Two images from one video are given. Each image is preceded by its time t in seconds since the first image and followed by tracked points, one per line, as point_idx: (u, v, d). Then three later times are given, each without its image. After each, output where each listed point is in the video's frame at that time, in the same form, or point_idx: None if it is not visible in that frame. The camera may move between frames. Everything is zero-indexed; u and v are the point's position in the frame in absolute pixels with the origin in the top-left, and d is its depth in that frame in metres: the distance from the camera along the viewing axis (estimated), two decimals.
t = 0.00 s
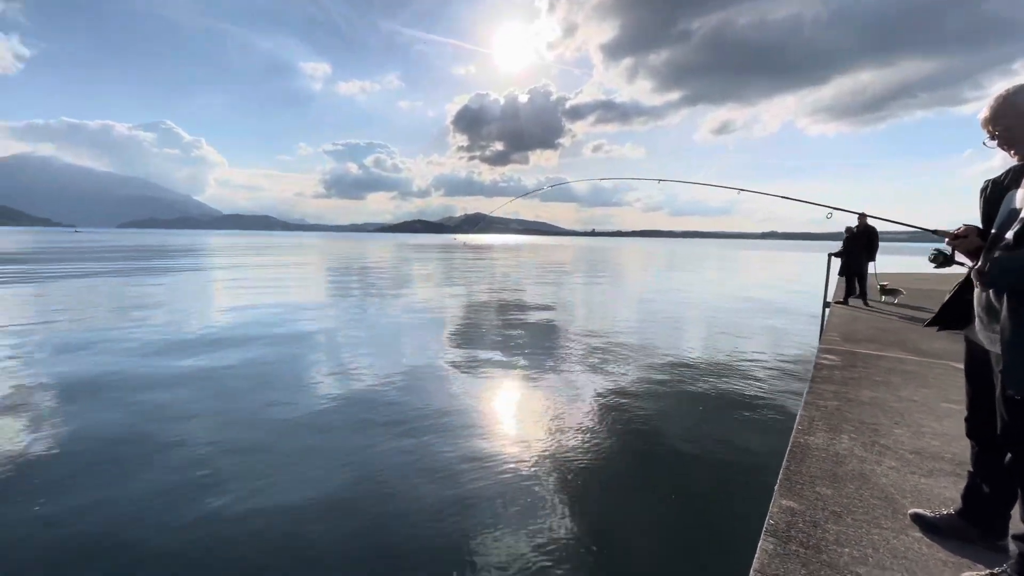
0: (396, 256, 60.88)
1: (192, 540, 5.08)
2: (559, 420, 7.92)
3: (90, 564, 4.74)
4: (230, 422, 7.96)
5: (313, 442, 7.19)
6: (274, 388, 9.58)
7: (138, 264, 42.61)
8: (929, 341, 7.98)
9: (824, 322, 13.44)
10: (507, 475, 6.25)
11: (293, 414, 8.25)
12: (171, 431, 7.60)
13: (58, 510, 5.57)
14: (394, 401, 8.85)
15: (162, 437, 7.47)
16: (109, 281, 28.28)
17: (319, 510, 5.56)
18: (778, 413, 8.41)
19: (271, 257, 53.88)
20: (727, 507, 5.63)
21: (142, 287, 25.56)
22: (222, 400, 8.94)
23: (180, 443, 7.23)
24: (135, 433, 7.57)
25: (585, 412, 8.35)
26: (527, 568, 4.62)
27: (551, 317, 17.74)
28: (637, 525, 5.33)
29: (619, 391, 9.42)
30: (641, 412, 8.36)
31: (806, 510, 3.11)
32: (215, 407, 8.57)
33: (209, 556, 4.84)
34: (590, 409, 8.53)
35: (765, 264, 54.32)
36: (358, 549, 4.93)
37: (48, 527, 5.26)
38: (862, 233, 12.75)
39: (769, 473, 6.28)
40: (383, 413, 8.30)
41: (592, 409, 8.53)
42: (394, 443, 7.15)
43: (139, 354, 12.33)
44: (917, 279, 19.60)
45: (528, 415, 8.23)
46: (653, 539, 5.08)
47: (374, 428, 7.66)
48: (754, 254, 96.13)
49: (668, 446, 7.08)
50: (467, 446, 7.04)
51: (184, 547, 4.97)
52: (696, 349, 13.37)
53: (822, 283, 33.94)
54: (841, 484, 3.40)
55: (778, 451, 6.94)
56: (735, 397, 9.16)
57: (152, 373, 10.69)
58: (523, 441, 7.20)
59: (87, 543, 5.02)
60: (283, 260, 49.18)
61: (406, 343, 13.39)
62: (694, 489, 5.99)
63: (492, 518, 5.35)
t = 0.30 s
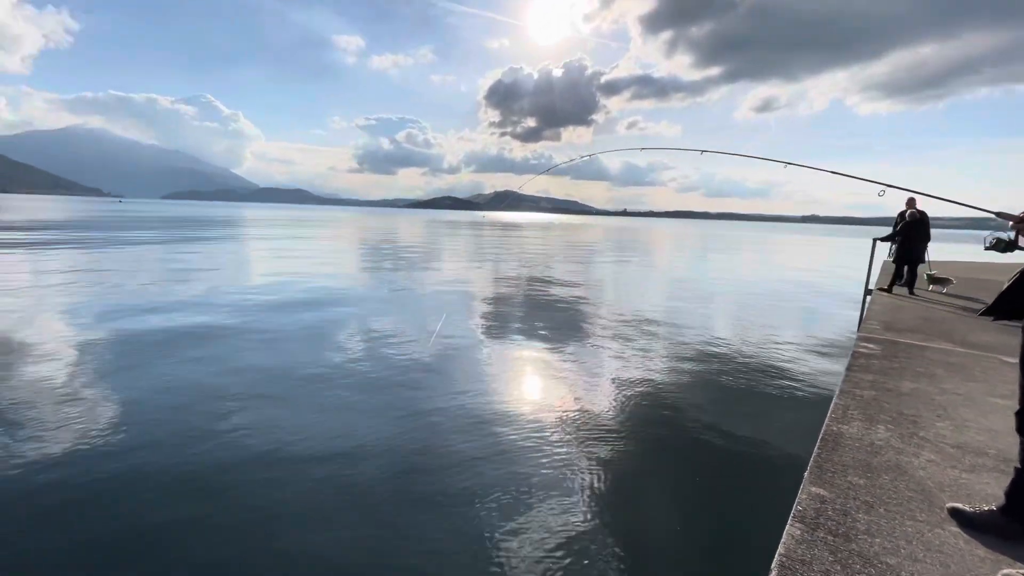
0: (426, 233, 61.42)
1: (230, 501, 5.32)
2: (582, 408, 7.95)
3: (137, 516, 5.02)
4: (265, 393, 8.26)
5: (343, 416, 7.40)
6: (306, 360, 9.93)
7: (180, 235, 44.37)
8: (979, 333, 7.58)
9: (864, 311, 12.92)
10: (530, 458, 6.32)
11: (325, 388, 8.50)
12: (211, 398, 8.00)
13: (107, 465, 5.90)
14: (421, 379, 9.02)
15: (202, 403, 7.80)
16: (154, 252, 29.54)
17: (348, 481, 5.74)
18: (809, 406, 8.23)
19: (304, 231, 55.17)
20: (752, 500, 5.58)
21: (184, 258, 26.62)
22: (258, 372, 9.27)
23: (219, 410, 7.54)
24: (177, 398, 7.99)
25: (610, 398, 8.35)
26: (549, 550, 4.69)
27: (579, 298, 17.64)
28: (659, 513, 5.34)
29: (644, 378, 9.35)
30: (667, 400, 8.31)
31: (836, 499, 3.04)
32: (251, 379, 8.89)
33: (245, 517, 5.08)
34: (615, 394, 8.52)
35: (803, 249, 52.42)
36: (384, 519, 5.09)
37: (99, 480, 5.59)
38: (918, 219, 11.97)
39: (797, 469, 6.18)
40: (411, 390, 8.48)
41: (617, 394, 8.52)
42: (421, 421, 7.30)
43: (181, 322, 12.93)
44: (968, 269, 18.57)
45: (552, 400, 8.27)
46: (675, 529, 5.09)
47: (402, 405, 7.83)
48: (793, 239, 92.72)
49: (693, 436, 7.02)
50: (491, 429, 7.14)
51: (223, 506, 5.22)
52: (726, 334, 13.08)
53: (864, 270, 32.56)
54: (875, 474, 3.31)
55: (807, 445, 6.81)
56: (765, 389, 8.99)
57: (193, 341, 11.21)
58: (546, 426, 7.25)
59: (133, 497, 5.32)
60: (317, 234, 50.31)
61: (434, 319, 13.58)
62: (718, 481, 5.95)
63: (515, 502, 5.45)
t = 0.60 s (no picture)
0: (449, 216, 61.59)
1: (256, 476, 5.50)
2: (602, 393, 7.93)
3: (171, 489, 5.25)
4: (292, 371, 8.46)
5: (366, 396, 7.53)
6: (331, 340, 10.15)
7: (211, 215, 45.55)
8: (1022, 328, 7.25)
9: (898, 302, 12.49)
10: (548, 441, 6.34)
11: (349, 367, 8.67)
12: (239, 374, 8.27)
13: (143, 439, 6.16)
14: (443, 361, 9.11)
15: (231, 380, 8.05)
16: (187, 232, 30.40)
17: (369, 459, 5.86)
18: (837, 398, 8.02)
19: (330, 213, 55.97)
20: (773, 490, 5.49)
21: (215, 238, 27.32)
22: (284, 350, 9.49)
23: (248, 388, 7.77)
24: (209, 373, 8.28)
25: (630, 384, 8.30)
26: (565, 531, 4.74)
27: (601, 283, 17.50)
28: (678, 499, 5.31)
29: (666, 364, 9.26)
30: (688, 387, 8.22)
31: (862, 493, 2.98)
32: (279, 357, 9.12)
33: (271, 492, 5.25)
34: (636, 380, 8.47)
35: (835, 236, 50.73)
36: (403, 497, 5.20)
37: (137, 454, 5.86)
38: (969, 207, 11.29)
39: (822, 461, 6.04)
40: (432, 372, 8.58)
41: (637, 380, 8.47)
42: (441, 402, 7.39)
43: (212, 299, 13.34)
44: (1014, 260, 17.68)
45: (572, 384, 8.27)
46: (694, 515, 5.05)
47: (424, 386, 7.93)
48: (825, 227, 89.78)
49: (715, 425, 6.94)
50: (511, 412, 7.18)
51: (250, 480, 5.40)
52: (751, 321, 12.82)
53: (898, 258, 31.42)
54: (904, 470, 3.22)
55: (833, 437, 6.65)
56: (790, 378, 8.80)
57: (223, 318, 11.56)
58: (565, 411, 7.25)
59: (165, 471, 5.54)
60: (342, 216, 51.01)
61: (456, 302, 13.67)
62: (740, 470, 5.87)
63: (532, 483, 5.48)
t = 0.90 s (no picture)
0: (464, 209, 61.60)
1: (270, 461, 5.57)
2: (616, 387, 7.90)
3: (187, 472, 5.33)
4: (309, 361, 8.59)
5: (381, 387, 7.60)
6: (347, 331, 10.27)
7: (230, 206, 46.25)
8: None
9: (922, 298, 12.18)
10: (561, 435, 6.35)
11: (365, 359, 8.77)
12: (258, 363, 8.42)
13: (164, 425, 6.30)
14: (457, 353, 9.15)
15: (250, 369, 8.20)
16: (207, 223, 30.91)
17: (383, 447, 5.92)
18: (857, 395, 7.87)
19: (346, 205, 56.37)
20: (789, 487, 5.43)
21: (235, 229, 27.74)
22: (302, 341, 9.63)
23: (266, 377, 7.90)
24: (228, 362, 8.45)
25: (644, 378, 8.26)
26: (577, 524, 4.73)
27: (617, 276, 17.37)
28: (692, 495, 5.27)
29: (681, 359, 9.19)
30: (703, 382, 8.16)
31: (881, 492, 2.93)
32: (297, 347, 9.26)
33: (285, 477, 5.31)
34: (650, 374, 8.43)
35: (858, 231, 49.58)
36: (416, 485, 5.23)
37: (155, 438, 5.98)
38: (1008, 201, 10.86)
39: (840, 459, 5.95)
40: (446, 364, 8.63)
41: (652, 374, 8.43)
42: (455, 394, 7.43)
43: (232, 289, 13.57)
44: None
45: (586, 378, 8.26)
46: (707, 511, 5.02)
47: (438, 379, 7.99)
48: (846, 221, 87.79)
49: (730, 421, 6.88)
50: (525, 405, 7.19)
51: (265, 465, 5.51)
52: (769, 316, 12.62)
53: (924, 254, 30.57)
54: (925, 469, 3.15)
55: (852, 435, 6.54)
56: (808, 375, 8.66)
57: (243, 308, 11.76)
58: (579, 405, 7.25)
59: (183, 453, 5.66)
60: (358, 208, 51.37)
61: (471, 294, 13.71)
62: (755, 466, 5.81)
63: (543, 476, 5.48)
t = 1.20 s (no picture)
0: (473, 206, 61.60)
1: (279, 457, 5.63)
2: (625, 385, 7.87)
3: (197, 468, 5.38)
4: (319, 357, 8.64)
5: (390, 383, 7.64)
6: (357, 326, 10.33)
7: (243, 202, 46.77)
8: None
9: (938, 297, 11.98)
10: (569, 432, 6.35)
11: (374, 354, 8.80)
12: (270, 358, 8.51)
13: (175, 420, 6.37)
14: (466, 350, 9.16)
15: (260, 364, 8.26)
16: (221, 218, 31.25)
17: (391, 444, 5.96)
18: (870, 394, 7.79)
19: (357, 202, 56.67)
20: (798, 486, 5.40)
21: (247, 225, 28.00)
22: (312, 336, 9.68)
23: (276, 372, 7.96)
24: (240, 357, 8.55)
25: (653, 375, 8.24)
26: (585, 522, 4.73)
27: (626, 274, 17.29)
28: (700, 493, 5.26)
29: (691, 356, 9.13)
30: (712, 379, 8.12)
31: (893, 492, 2.90)
32: (306, 343, 9.32)
33: (294, 474, 5.35)
34: (659, 371, 8.40)
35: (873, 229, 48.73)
36: (421, 482, 5.26)
37: (167, 432, 6.06)
38: None
39: (851, 459, 5.90)
40: (455, 360, 8.65)
41: (660, 371, 8.40)
42: (463, 391, 7.45)
43: (244, 284, 13.71)
44: None
45: (594, 375, 8.26)
46: (714, 509, 4.99)
47: (447, 375, 8.01)
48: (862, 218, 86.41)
49: (739, 418, 6.85)
50: (533, 402, 7.18)
51: (272, 461, 5.54)
52: (781, 315, 12.48)
53: (940, 252, 30.03)
54: (938, 470, 3.12)
55: (864, 435, 6.47)
56: (820, 373, 8.58)
57: (254, 303, 11.87)
58: (587, 402, 7.23)
59: (189, 450, 5.71)
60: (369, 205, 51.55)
61: (480, 291, 13.71)
62: (763, 464, 5.78)
63: (550, 473, 5.47)
